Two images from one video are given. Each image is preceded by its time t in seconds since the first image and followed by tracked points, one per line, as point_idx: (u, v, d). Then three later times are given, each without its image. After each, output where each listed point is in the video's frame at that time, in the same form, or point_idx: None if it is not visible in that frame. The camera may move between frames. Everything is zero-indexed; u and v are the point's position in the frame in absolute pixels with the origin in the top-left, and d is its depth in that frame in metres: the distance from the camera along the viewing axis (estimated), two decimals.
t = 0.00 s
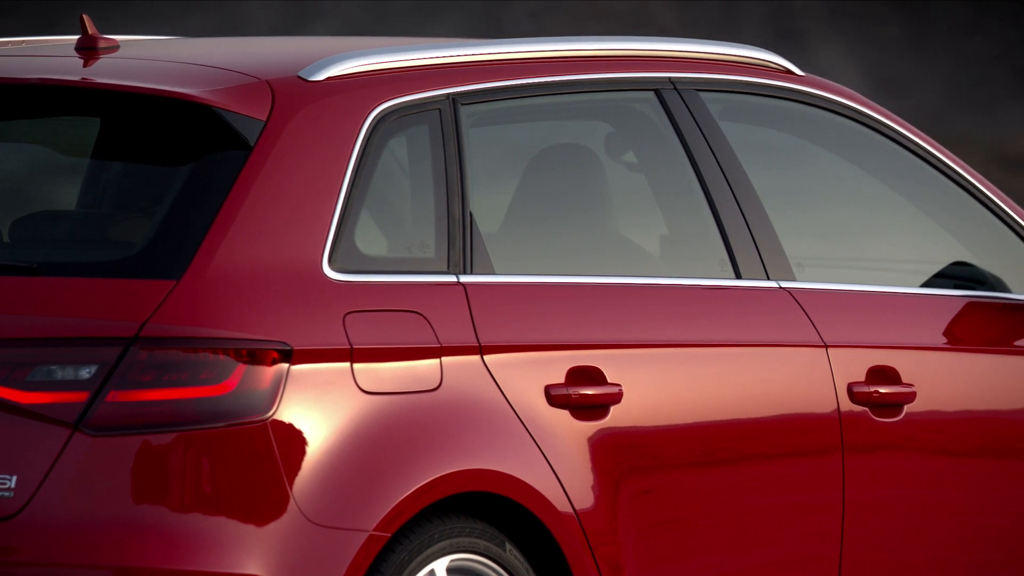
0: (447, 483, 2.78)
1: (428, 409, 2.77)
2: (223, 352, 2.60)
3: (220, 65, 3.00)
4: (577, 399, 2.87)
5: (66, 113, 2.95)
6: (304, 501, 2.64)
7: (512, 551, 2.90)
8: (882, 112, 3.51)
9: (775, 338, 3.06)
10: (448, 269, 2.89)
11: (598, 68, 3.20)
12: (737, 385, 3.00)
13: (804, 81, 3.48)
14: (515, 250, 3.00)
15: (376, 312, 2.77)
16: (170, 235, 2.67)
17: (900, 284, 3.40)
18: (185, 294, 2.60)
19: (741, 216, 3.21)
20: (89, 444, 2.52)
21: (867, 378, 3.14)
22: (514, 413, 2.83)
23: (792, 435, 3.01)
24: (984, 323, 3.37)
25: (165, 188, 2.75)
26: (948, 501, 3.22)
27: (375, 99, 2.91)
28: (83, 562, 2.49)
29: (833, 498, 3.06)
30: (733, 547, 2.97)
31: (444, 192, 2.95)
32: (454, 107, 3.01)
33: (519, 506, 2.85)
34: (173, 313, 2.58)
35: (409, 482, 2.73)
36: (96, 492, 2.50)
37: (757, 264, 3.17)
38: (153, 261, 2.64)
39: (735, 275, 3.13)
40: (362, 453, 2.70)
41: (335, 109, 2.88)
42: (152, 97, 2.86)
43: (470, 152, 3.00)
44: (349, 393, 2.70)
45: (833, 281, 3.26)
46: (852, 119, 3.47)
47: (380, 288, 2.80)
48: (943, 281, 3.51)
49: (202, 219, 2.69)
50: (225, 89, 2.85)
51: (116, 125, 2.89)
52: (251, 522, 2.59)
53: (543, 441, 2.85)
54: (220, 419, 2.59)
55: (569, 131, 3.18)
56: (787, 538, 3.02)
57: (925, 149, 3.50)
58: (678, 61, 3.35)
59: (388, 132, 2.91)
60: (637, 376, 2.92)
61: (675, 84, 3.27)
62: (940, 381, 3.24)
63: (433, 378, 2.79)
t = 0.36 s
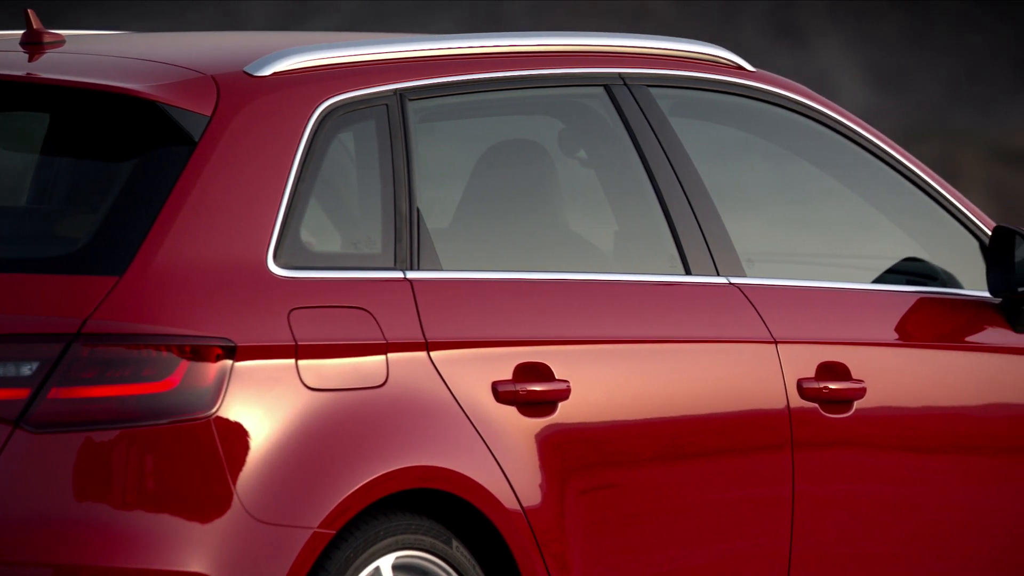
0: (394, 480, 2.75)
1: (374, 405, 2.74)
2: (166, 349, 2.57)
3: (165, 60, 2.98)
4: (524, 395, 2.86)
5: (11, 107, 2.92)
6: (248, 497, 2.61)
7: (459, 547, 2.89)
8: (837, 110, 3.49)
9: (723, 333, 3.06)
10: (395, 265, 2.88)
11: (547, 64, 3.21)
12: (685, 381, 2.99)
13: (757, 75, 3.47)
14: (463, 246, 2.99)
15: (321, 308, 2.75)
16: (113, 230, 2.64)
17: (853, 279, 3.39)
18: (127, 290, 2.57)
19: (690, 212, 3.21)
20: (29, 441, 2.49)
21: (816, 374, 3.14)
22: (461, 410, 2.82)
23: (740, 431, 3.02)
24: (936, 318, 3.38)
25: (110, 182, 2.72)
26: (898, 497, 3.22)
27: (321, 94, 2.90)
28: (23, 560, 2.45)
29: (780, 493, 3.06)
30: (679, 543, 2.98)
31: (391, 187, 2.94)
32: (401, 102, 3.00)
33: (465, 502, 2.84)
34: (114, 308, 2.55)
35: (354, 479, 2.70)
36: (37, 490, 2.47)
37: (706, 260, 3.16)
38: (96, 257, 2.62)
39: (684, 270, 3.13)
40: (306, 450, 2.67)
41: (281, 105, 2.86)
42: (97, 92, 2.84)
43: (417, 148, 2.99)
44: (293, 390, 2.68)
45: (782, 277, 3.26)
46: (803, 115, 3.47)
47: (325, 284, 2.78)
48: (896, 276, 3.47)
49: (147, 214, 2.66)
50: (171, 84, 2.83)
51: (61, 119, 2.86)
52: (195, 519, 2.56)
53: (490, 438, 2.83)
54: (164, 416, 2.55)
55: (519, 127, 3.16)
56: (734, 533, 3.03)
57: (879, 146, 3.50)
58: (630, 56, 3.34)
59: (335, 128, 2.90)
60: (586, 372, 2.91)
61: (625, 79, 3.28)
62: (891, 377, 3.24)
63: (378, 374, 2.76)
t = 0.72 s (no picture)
0: (339, 479, 2.72)
1: (318, 405, 2.71)
2: (107, 348, 2.54)
3: (109, 58, 2.96)
4: (470, 395, 2.84)
5: None
6: (190, 497, 2.58)
7: (403, 547, 2.87)
8: (787, 109, 3.49)
9: (670, 332, 3.06)
10: (339, 264, 2.86)
11: (495, 62, 3.20)
12: (632, 380, 2.99)
13: (708, 74, 3.47)
14: (409, 244, 2.97)
15: (265, 307, 2.72)
16: (54, 229, 2.62)
17: (804, 279, 3.39)
18: (66, 289, 2.55)
19: (639, 212, 3.20)
20: None
21: (765, 373, 3.14)
22: (406, 409, 2.79)
23: (686, 430, 3.02)
24: (886, 319, 3.37)
25: (51, 180, 2.70)
26: (848, 496, 3.22)
27: (266, 92, 2.89)
28: None
29: (727, 492, 3.06)
30: (625, 542, 2.97)
31: (336, 185, 2.93)
32: (347, 101, 2.99)
33: (410, 503, 2.83)
34: (52, 308, 2.53)
35: (297, 479, 2.67)
36: None
37: (654, 259, 3.16)
38: (36, 256, 2.60)
39: (633, 269, 3.13)
40: (249, 451, 2.64)
41: (224, 103, 2.85)
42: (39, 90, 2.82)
43: (362, 146, 2.97)
44: (236, 390, 2.64)
45: (731, 276, 3.26)
46: (753, 114, 3.46)
47: (269, 283, 2.75)
48: (847, 274, 3.50)
49: (88, 212, 2.63)
50: (113, 81, 2.81)
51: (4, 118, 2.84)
52: (136, 519, 2.53)
53: (436, 438, 2.82)
54: (104, 415, 2.53)
55: (466, 125, 3.15)
56: (682, 532, 3.03)
57: (831, 146, 3.49)
58: (579, 55, 3.34)
59: (279, 126, 2.88)
60: (532, 371, 2.91)
61: (573, 77, 3.27)
62: (842, 376, 3.24)
63: (322, 373, 2.73)
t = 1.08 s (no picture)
0: (284, 477, 2.70)
1: (263, 402, 2.70)
2: (48, 346, 2.52)
3: (54, 54, 2.94)
4: (416, 392, 2.83)
5: None
6: (132, 496, 2.56)
7: (348, 545, 2.86)
8: (740, 107, 3.49)
9: (619, 329, 3.06)
10: (285, 261, 2.85)
11: (446, 59, 3.19)
12: (579, 378, 2.99)
13: (657, 71, 3.48)
14: (356, 241, 2.96)
15: (209, 304, 2.70)
16: None
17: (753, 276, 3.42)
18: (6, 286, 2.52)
19: (589, 210, 3.19)
20: None
21: (714, 369, 3.14)
22: (352, 407, 2.78)
23: (634, 427, 3.01)
24: (837, 314, 3.38)
25: None
26: (798, 493, 3.22)
27: (211, 88, 2.87)
28: None
29: (676, 489, 3.06)
30: (574, 540, 2.97)
31: (281, 182, 2.91)
32: (293, 97, 2.97)
33: (355, 500, 2.81)
34: None
35: (241, 477, 2.65)
36: None
37: (604, 256, 3.16)
38: None
39: (582, 267, 3.12)
40: (192, 450, 2.61)
41: (169, 99, 2.83)
42: None
43: (308, 143, 2.96)
44: (178, 388, 2.62)
45: (681, 273, 3.25)
46: (706, 112, 3.45)
47: (213, 280, 2.74)
48: (797, 273, 3.56)
49: (30, 209, 2.61)
50: (57, 77, 2.79)
51: None
52: (78, 518, 2.51)
53: (382, 436, 2.80)
54: (46, 413, 2.50)
55: (416, 122, 3.13)
56: (629, 531, 3.02)
57: (784, 145, 3.48)
58: (530, 51, 3.33)
59: (224, 122, 2.86)
60: (478, 368, 2.90)
61: (522, 74, 3.26)
62: (793, 373, 3.23)
63: (267, 371, 2.72)
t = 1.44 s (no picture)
0: (228, 477, 2.69)
1: (206, 402, 2.68)
2: None
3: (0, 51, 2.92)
4: (362, 391, 2.81)
5: None
6: (74, 496, 2.54)
7: (294, 544, 2.85)
8: (693, 106, 3.48)
9: (568, 328, 3.06)
10: (231, 259, 2.83)
11: (398, 56, 3.19)
12: (528, 376, 2.98)
13: (608, 69, 3.46)
14: (303, 240, 2.95)
15: (153, 303, 2.68)
16: None
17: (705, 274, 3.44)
18: None
19: (539, 208, 3.19)
20: None
21: (664, 368, 3.13)
22: (297, 406, 2.77)
23: (583, 426, 3.01)
24: (789, 313, 3.38)
25: None
26: (748, 492, 3.22)
27: (157, 86, 2.86)
28: None
29: (626, 487, 3.06)
30: (523, 539, 2.96)
31: (227, 181, 2.89)
32: (240, 95, 2.95)
33: (301, 499, 2.80)
34: None
35: (184, 477, 2.63)
36: None
37: (553, 254, 3.16)
38: None
39: (531, 265, 3.13)
40: (134, 450, 2.60)
41: (114, 96, 2.81)
42: None
43: (254, 142, 2.94)
44: (121, 387, 2.60)
45: (632, 272, 3.25)
46: (659, 111, 3.43)
47: (158, 279, 2.71)
48: (751, 270, 3.56)
49: None
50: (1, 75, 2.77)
51: None
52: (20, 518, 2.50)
53: (329, 435, 2.79)
54: None
55: (365, 120, 3.12)
56: (577, 530, 3.02)
57: (738, 145, 3.45)
58: (483, 49, 3.32)
59: (169, 121, 2.84)
60: (425, 367, 2.88)
61: (472, 73, 3.24)
62: (745, 372, 3.23)
63: (212, 370, 2.70)
